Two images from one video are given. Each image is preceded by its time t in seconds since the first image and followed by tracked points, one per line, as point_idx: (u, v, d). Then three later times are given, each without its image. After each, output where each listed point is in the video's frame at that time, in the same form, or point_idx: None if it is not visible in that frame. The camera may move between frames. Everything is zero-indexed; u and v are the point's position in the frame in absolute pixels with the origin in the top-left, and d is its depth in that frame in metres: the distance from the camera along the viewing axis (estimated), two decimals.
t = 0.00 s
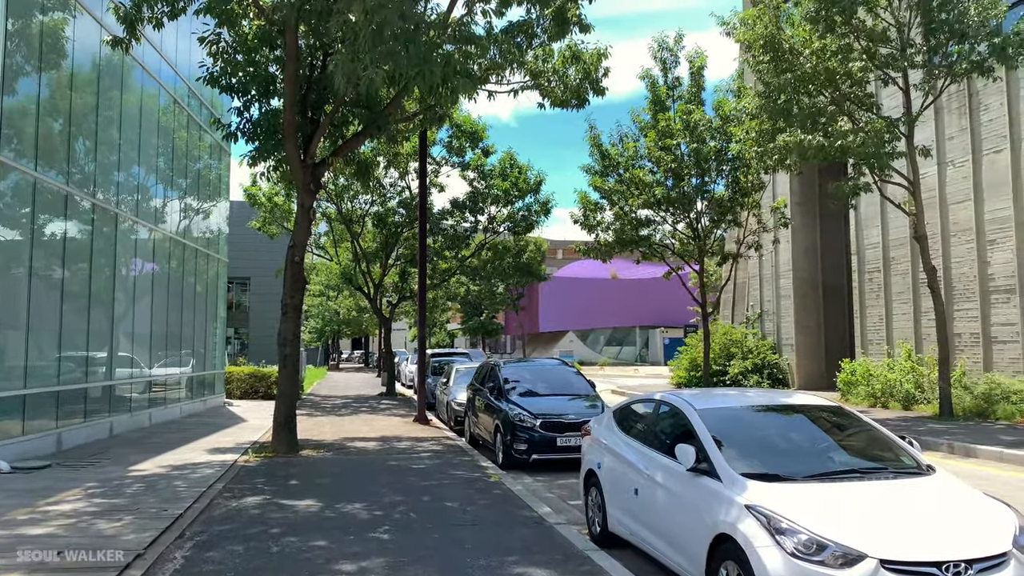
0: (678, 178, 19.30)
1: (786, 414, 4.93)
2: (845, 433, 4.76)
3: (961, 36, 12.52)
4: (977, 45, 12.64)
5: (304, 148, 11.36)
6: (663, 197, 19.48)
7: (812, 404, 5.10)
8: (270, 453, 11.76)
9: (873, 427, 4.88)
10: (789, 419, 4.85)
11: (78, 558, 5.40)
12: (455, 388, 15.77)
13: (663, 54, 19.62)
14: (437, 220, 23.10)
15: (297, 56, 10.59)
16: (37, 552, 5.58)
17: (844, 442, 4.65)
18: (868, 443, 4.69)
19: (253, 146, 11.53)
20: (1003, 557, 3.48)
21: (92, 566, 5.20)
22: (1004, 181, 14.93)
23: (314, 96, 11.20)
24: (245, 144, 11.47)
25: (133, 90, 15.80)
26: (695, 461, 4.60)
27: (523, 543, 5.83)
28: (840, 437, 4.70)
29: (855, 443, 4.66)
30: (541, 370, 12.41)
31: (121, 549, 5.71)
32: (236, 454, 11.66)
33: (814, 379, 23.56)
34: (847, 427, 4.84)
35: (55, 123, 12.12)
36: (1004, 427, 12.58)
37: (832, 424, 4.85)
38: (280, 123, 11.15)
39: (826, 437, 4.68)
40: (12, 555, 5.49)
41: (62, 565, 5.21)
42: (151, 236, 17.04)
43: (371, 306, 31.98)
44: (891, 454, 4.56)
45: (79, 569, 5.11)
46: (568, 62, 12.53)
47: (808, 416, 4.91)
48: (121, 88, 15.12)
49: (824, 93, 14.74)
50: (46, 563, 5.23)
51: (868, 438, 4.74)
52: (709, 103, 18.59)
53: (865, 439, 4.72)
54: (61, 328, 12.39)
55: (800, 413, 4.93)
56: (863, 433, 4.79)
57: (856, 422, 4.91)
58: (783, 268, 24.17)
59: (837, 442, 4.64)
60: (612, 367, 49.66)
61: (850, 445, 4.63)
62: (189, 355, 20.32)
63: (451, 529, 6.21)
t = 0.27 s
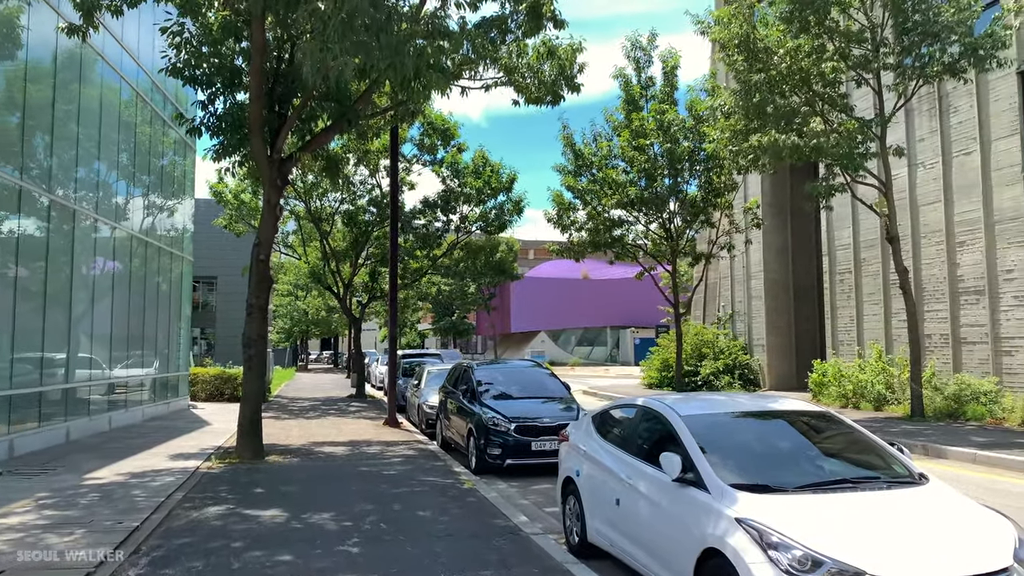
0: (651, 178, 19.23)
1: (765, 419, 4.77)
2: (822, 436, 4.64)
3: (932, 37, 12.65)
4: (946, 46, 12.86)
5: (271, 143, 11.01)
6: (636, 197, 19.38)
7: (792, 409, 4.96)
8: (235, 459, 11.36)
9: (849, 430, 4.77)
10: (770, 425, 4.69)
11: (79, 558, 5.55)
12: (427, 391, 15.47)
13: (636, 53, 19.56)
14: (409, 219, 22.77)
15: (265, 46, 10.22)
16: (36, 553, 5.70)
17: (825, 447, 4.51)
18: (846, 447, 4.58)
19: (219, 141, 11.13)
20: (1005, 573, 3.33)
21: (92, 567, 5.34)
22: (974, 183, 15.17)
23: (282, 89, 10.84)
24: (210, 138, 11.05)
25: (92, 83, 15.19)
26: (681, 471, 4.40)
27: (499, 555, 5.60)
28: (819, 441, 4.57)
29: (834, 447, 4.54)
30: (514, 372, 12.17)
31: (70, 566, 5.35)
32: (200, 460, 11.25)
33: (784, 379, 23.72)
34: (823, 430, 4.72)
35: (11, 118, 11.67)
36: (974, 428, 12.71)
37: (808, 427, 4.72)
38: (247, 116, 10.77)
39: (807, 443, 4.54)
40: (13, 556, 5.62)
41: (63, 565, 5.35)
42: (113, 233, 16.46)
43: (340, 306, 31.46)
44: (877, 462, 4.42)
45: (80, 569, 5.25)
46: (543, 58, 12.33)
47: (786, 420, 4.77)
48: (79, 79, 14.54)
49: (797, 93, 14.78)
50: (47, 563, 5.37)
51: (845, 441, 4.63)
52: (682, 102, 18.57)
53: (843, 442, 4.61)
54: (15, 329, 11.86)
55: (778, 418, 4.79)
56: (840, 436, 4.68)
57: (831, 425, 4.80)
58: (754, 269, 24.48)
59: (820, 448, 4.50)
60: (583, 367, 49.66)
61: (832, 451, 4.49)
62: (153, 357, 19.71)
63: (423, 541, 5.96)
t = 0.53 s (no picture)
0: (626, 178, 19.13)
1: (749, 421, 4.59)
2: (805, 436, 4.48)
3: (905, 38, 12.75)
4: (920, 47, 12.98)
5: (239, 136, 10.65)
6: (610, 197, 19.29)
7: (779, 410, 4.79)
8: (200, 463, 10.95)
9: (832, 428, 4.63)
10: (756, 427, 4.52)
11: (78, 557, 5.66)
12: (399, 392, 15.18)
13: (611, 52, 19.48)
14: (381, 217, 22.40)
15: (233, 35, 9.87)
16: (36, 551, 5.80)
17: (811, 449, 4.35)
18: (830, 447, 4.42)
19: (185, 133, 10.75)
20: None
21: (92, 566, 5.45)
22: (946, 184, 15.33)
23: (252, 80, 10.49)
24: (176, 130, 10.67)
25: (51, 73, 14.56)
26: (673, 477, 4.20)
27: (477, 565, 5.38)
28: (803, 442, 4.41)
29: (819, 448, 4.38)
30: (489, 372, 11.90)
31: None
32: (163, 464, 10.82)
33: (756, 379, 23.83)
34: (805, 430, 4.56)
35: None
36: (946, 428, 12.80)
37: (790, 428, 4.56)
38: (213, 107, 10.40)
39: (794, 445, 4.37)
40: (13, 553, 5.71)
41: (63, 564, 5.46)
42: (74, 228, 15.87)
43: (310, 306, 30.91)
44: (870, 463, 4.27)
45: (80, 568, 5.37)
46: (519, 52, 12.11)
47: (769, 422, 4.60)
48: (39, 69, 14.00)
49: (773, 93, 14.77)
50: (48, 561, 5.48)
51: (829, 441, 4.48)
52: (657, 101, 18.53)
53: (827, 441, 4.46)
54: None
55: (766, 421, 4.62)
56: (823, 435, 4.53)
57: (813, 424, 4.65)
58: (727, 270, 24.53)
59: (808, 451, 4.33)
60: (555, 368, 49.59)
61: (819, 453, 4.33)
62: (116, 357, 19.10)
63: (398, 551, 5.70)
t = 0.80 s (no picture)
0: (598, 177, 18.99)
1: (741, 429, 4.40)
2: (793, 441, 4.32)
3: (878, 40, 12.81)
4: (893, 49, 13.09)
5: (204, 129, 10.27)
6: (583, 197, 19.16)
7: (769, 416, 4.62)
8: (162, 470, 10.51)
9: (811, 430, 4.50)
10: (742, 434, 4.34)
11: (80, 559, 5.85)
12: (369, 394, 14.84)
13: (584, 50, 19.36)
14: (350, 215, 21.97)
15: (198, 24, 9.49)
16: (37, 552, 5.95)
17: (800, 455, 4.19)
18: (819, 452, 4.27)
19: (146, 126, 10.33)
20: None
21: (95, 566, 5.63)
22: (916, 185, 15.56)
23: (217, 72, 10.11)
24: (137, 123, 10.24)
25: (3, 63, 13.90)
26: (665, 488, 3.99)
27: None
28: (785, 446, 4.25)
29: (800, 451, 4.23)
30: (461, 374, 11.61)
31: None
32: (121, 472, 10.35)
33: (726, 379, 23.92)
34: (792, 435, 4.40)
35: None
36: (918, 428, 12.89)
37: (769, 431, 4.41)
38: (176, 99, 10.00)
39: (778, 450, 4.21)
40: (14, 554, 5.85)
41: (67, 566, 5.65)
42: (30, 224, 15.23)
43: (277, 306, 30.25)
44: (862, 470, 4.11)
45: (84, 569, 5.55)
46: (493, 47, 11.89)
47: (751, 426, 4.44)
48: None
49: (747, 93, 14.76)
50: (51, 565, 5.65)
51: (816, 445, 4.32)
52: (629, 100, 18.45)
53: (807, 443, 4.32)
54: None
55: (757, 427, 4.44)
56: (802, 438, 4.39)
57: (800, 429, 4.49)
58: (697, 270, 24.44)
59: (794, 456, 4.17)
60: (525, 368, 49.45)
61: (813, 461, 4.16)
62: (74, 359, 18.41)
63: (370, 566, 5.43)
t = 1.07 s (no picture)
0: (571, 176, 18.80)
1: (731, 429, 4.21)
2: (784, 442, 4.14)
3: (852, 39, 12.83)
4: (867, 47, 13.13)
5: (165, 119, 9.85)
6: (557, 196, 18.99)
7: (758, 416, 4.43)
8: (120, 475, 10.05)
9: (790, 427, 4.33)
10: (725, 434, 4.15)
11: (79, 558, 5.76)
12: (337, 396, 14.47)
13: (557, 47, 19.20)
14: (318, 212, 21.51)
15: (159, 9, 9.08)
16: (36, 552, 5.94)
17: (792, 456, 4.01)
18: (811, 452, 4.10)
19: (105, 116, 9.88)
20: None
21: (90, 566, 5.54)
22: (886, 185, 15.65)
23: (180, 60, 9.69)
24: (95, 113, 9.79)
25: None
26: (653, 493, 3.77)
27: None
28: (779, 448, 4.07)
29: (790, 452, 4.05)
30: (433, 374, 11.33)
31: None
32: (76, 477, 9.88)
33: (697, 380, 23.95)
34: (784, 435, 4.22)
35: None
36: (890, 428, 12.93)
37: (758, 431, 4.22)
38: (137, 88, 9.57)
39: (771, 452, 4.02)
40: (15, 555, 5.86)
41: (62, 565, 5.55)
42: None
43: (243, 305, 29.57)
44: (852, 471, 3.94)
45: (78, 568, 5.47)
46: (467, 40, 11.65)
47: (739, 427, 4.24)
48: None
49: (721, 91, 14.74)
50: (48, 563, 5.58)
51: (809, 446, 4.15)
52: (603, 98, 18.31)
53: (787, 441, 4.16)
54: None
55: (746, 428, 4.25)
56: (791, 438, 4.21)
57: (791, 428, 4.32)
58: (669, 270, 24.44)
59: (783, 457, 3.99)
60: (496, 368, 49.20)
61: (805, 462, 3.98)
62: (30, 360, 17.71)
63: None
